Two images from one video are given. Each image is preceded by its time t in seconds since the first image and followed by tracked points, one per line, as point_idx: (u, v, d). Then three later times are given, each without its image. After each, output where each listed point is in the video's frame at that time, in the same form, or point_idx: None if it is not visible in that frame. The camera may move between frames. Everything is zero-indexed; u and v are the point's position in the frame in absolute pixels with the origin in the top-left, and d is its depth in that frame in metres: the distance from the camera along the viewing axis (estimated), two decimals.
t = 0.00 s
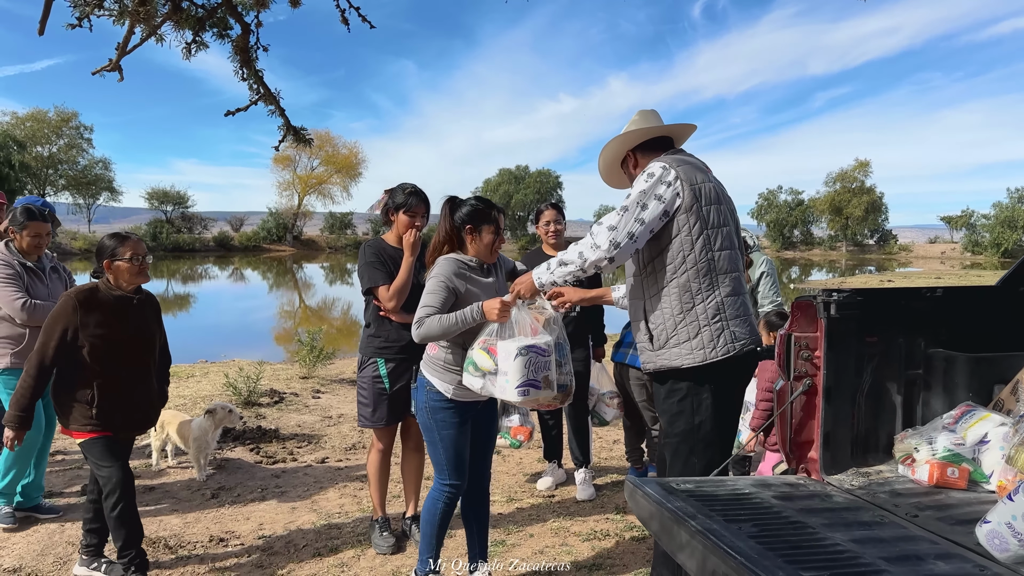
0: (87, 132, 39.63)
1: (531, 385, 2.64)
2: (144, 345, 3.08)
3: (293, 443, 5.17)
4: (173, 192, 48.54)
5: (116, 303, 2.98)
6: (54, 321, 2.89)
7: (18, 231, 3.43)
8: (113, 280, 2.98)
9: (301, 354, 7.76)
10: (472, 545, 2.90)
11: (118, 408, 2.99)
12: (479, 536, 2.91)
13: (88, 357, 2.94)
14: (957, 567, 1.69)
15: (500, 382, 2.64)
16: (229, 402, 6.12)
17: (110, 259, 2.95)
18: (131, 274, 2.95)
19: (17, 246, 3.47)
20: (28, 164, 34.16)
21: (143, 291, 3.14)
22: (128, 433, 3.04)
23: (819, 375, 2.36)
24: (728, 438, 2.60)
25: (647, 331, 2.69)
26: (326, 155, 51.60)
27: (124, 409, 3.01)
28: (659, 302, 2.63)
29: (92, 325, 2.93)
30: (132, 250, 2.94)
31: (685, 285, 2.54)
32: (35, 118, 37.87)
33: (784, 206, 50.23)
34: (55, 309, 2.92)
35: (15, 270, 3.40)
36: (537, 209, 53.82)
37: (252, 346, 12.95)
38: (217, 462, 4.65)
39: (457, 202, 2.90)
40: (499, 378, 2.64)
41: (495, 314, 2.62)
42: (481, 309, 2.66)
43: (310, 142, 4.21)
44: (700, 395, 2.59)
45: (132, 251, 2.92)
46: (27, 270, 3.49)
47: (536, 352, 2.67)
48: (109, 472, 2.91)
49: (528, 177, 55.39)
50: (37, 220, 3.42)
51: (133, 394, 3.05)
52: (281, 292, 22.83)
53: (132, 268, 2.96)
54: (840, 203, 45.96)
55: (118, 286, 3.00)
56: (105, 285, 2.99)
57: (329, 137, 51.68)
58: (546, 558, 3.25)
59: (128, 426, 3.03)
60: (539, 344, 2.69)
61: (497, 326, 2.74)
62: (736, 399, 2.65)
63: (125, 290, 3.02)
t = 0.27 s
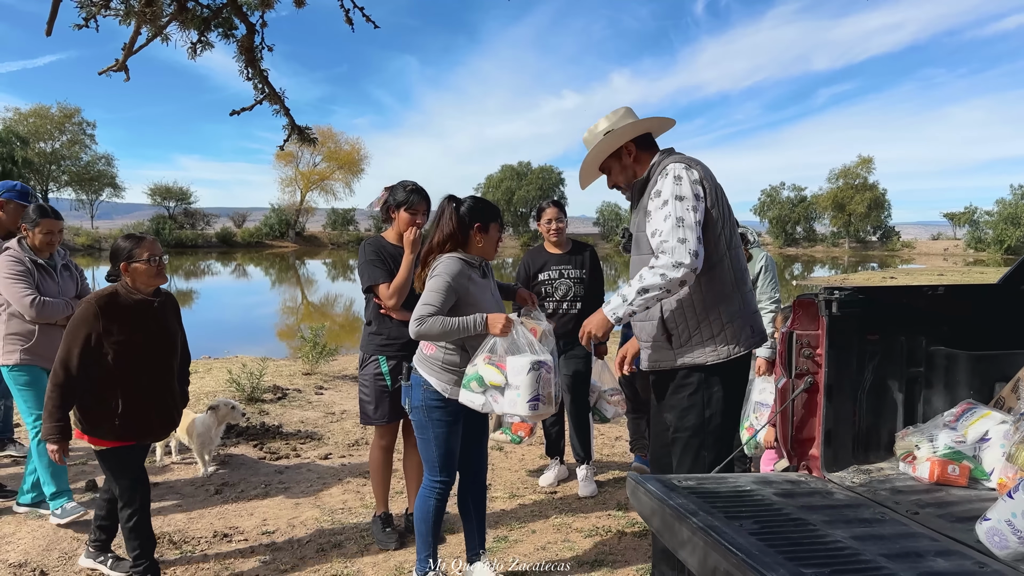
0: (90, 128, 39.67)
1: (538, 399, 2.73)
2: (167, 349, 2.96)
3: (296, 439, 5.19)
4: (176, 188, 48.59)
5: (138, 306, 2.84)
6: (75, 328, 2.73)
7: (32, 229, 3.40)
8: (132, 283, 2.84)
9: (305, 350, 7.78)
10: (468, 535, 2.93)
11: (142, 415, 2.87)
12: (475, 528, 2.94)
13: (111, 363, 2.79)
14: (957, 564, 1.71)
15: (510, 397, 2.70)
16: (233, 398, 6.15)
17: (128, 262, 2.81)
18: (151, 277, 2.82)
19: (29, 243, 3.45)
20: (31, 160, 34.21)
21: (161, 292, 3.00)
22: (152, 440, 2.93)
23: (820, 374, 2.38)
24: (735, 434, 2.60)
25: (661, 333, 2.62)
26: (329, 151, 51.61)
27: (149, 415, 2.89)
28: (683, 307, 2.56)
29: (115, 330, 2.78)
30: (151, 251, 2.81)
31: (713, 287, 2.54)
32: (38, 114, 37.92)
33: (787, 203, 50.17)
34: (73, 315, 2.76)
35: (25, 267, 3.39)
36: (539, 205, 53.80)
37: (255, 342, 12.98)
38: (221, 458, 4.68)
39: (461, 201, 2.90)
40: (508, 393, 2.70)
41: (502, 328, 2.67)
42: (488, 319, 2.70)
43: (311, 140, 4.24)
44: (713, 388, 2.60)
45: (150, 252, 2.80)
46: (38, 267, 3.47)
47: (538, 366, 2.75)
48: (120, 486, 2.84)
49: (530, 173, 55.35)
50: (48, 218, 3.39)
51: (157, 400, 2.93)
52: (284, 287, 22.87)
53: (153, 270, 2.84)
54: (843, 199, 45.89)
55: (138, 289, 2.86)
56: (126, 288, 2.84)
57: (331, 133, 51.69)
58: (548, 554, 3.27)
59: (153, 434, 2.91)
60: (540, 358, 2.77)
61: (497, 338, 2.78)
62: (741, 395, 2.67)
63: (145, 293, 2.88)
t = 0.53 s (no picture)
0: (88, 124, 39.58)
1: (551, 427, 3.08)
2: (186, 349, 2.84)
3: (296, 436, 5.21)
4: (173, 184, 48.52)
5: (158, 305, 2.72)
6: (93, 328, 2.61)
7: (37, 227, 3.35)
8: (150, 281, 2.72)
9: (304, 347, 7.80)
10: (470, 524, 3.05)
11: (163, 417, 2.76)
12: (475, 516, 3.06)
13: (130, 365, 2.67)
14: (954, 561, 1.73)
15: (524, 426, 3.06)
16: (232, 395, 6.16)
17: (143, 261, 2.69)
18: (168, 277, 2.71)
19: (36, 243, 3.40)
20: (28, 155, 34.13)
21: (181, 289, 2.88)
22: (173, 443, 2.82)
23: (820, 372, 2.41)
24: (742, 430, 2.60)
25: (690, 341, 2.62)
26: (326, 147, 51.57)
27: (170, 418, 2.78)
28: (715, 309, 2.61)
29: (134, 331, 2.66)
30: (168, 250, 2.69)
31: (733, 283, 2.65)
32: (35, 109, 37.83)
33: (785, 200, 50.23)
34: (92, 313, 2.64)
35: (34, 266, 3.34)
36: (537, 201, 53.80)
37: (253, 338, 12.99)
38: (222, 455, 4.69)
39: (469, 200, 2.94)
40: (522, 422, 3.06)
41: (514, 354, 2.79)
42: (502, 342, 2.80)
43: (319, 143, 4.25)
44: (731, 379, 2.59)
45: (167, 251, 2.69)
46: (46, 266, 3.42)
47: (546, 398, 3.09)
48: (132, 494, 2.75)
49: (528, 170, 55.34)
50: (54, 216, 3.36)
51: (178, 401, 2.82)
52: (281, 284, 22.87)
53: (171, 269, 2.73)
54: (840, 197, 45.94)
55: (158, 288, 2.74)
56: (145, 287, 2.71)
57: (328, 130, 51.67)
58: (548, 551, 3.30)
59: (174, 437, 2.80)
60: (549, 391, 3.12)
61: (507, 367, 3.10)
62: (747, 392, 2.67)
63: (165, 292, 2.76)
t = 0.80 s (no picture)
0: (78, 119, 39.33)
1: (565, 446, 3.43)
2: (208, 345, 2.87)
3: (294, 433, 5.22)
4: (164, 180, 48.28)
5: (179, 303, 2.75)
6: (114, 325, 2.63)
7: (41, 226, 3.30)
8: (173, 278, 2.75)
9: (300, 344, 7.81)
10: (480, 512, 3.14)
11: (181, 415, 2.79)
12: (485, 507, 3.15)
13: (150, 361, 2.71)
14: (955, 555, 1.76)
15: (542, 446, 3.42)
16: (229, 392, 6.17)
17: (166, 257, 2.72)
18: (190, 276, 2.73)
19: (41, 241, 3.35)
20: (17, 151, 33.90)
21: (205, 288, 2.90)
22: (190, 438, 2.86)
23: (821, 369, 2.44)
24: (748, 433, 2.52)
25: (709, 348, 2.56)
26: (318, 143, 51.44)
27: (190, 413, 2.82)
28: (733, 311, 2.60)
29: (155, 328, 2.69)
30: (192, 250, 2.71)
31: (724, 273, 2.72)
32: (24, 104, 37.57)
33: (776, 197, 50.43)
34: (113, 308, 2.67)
35: (40, 266, 3.29)
36: (530, 198, 53.83)
37: (247, 335, 12.98)
38: (221, 452, 4.70)
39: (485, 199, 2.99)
40: (541, 443, 3.41)
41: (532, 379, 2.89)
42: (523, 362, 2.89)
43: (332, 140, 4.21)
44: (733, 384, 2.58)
45: (192, 251, 2.70)
46: (52, 265, 3.37)
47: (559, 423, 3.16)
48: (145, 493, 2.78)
49: (520, 166, 55.35)
50: (58, 214, 3.33)
51: (198, 398, 2.86)
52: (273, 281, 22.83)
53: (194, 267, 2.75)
54: (831, 194, 46.15)
55: (180, 285, 2.76)
56: (167, 283, 2.74)
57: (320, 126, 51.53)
58: (548, 547, 3.33)
59: (191, 433, 2.85)
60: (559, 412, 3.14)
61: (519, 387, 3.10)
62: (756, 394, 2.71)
63: (188, 289, 2.78)
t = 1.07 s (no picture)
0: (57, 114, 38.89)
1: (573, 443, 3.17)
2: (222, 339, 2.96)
3: (287, 429, 5.24)
4: (145, 175, 47.85)
5: (193, 296, 2.88)
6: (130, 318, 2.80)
7: (40, 224, 3.28)
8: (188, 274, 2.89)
9: (289, 341, 7.82)
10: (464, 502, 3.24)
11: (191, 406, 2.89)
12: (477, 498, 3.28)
13: (165, 352, 2.85)
14: (944, 543, 1.83)
15: (550, 443, 3.14)
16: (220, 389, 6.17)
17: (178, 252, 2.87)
18: (195, 268, 2.87)
19: (40, 240, 3.33)
20: None
21: (222, 281, 3.02)
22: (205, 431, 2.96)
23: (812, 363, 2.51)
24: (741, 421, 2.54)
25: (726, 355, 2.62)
26: (302, 139, 51.18)
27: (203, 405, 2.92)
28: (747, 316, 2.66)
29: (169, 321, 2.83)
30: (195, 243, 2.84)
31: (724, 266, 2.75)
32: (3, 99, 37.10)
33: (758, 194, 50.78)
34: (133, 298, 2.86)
35: (38, 267, 3.28)
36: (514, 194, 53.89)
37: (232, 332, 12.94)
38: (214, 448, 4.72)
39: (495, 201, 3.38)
40: (549, 441, 3.14)
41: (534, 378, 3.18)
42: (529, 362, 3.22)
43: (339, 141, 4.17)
44: (742, 390, 2.69)
45: (197, 244, 2.84)
46: (50, 264, 3.36)
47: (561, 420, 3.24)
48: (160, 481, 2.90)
49: (505, 163, 55.37)
50: (57, 210, 3.29)
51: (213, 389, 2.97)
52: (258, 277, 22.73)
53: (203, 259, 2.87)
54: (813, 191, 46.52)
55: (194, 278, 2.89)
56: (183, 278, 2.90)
57: (304, 121, 51.27)
58: (543, 539, 3.38)
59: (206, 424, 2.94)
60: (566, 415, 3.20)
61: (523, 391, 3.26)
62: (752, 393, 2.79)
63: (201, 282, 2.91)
